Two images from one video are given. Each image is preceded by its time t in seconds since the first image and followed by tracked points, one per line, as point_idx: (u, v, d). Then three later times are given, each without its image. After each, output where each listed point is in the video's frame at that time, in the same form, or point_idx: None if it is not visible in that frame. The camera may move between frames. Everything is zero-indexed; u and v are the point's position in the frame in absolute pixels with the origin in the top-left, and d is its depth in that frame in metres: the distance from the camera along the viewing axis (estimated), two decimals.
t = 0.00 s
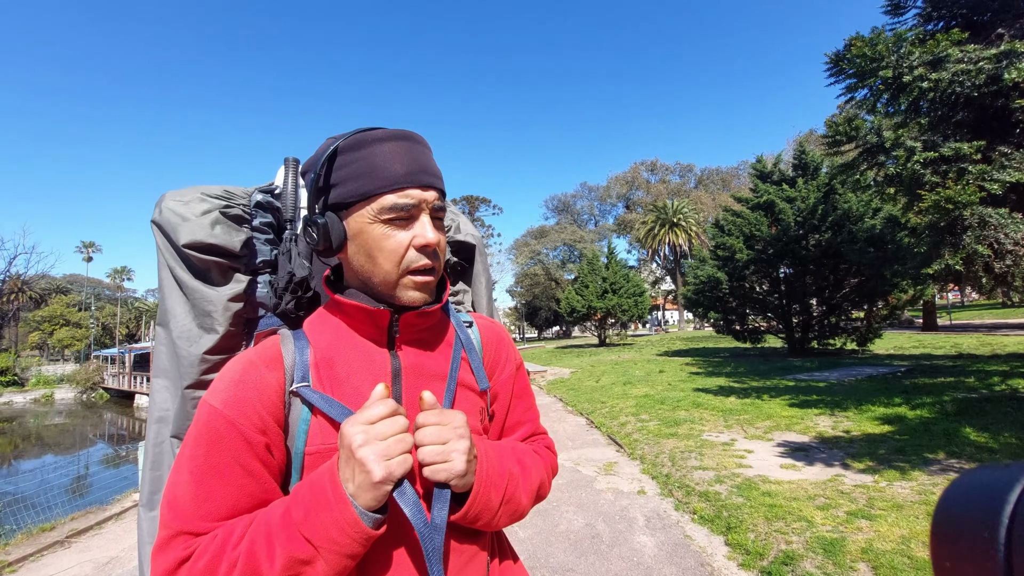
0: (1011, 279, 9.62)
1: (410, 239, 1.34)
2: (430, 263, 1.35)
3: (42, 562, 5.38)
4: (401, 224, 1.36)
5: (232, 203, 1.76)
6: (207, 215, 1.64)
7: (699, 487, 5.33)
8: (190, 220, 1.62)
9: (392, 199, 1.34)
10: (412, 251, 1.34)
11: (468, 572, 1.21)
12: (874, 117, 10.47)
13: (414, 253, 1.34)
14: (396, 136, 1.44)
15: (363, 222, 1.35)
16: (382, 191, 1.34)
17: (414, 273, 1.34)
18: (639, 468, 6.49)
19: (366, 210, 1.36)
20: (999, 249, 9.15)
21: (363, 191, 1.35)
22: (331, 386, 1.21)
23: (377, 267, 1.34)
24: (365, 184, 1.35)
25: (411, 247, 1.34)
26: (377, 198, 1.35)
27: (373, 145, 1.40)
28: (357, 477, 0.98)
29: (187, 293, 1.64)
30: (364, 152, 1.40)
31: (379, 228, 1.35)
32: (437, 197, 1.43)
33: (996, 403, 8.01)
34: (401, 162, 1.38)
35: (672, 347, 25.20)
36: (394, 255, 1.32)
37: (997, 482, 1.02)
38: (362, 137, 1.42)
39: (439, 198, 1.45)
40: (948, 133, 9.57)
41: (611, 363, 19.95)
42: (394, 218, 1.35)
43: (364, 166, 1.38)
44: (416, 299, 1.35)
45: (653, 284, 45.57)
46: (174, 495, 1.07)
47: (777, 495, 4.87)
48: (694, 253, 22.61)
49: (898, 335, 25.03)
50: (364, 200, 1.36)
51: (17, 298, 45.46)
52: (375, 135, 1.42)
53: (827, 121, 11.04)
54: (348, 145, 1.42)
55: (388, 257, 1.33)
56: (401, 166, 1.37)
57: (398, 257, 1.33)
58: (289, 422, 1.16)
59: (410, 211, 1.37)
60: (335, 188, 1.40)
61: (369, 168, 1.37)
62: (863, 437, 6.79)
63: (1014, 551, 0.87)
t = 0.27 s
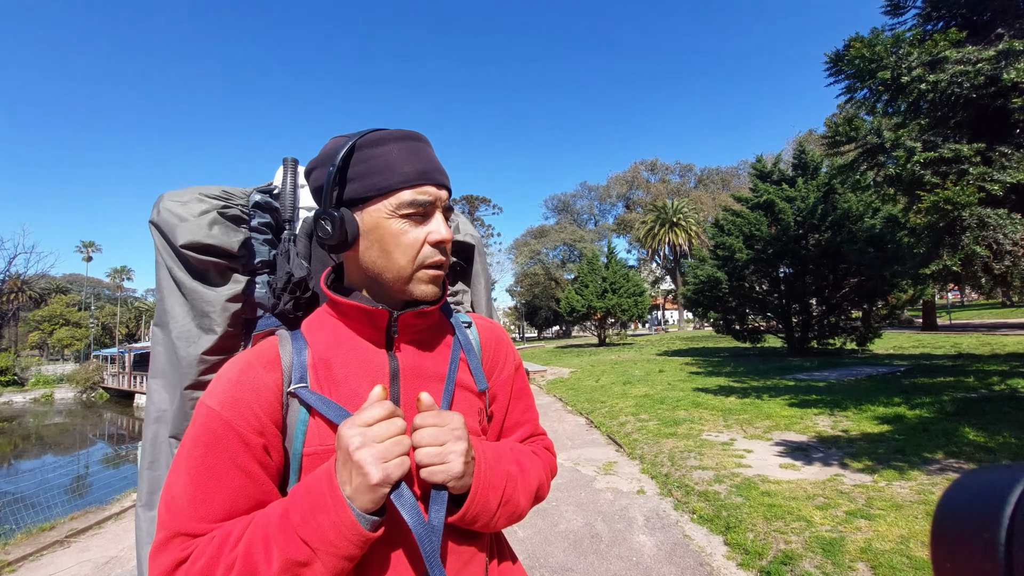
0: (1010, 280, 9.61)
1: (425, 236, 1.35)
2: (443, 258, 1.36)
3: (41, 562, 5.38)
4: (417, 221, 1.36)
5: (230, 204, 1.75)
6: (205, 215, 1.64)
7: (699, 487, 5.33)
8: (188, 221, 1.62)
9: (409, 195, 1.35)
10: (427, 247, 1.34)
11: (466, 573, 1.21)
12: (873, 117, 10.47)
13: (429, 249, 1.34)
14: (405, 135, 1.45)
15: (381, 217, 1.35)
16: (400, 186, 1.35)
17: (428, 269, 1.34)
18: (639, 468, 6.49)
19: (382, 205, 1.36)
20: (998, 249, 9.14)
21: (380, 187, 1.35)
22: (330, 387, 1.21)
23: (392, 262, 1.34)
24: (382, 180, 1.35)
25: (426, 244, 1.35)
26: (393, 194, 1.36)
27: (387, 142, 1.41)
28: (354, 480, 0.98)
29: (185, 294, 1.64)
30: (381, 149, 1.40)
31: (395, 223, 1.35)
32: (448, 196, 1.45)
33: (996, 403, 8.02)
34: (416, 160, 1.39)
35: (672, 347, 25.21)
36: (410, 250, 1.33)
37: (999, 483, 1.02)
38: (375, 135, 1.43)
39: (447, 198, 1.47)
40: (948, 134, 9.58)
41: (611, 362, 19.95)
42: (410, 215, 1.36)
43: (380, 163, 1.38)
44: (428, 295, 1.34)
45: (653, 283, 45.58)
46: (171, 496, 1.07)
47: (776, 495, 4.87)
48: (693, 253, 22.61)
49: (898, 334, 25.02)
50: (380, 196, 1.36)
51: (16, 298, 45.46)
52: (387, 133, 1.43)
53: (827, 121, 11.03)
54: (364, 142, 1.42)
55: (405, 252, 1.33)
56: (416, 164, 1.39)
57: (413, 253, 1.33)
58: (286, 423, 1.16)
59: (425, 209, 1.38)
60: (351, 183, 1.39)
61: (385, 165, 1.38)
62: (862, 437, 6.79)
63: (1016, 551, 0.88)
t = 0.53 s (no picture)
0: (1010, 280, 9.60)
1: (430, 235, 1.35)
2: (446, 258, 1.37)
3: (41, 562, 5.38)
4: (420, 220, 1.36)
5: (228, 204, 1.75)
6: (202, 215, 1.63)
7: (698, 488, 5.32)
8: (185, 221, 1.61)
9: (414, 194, 1.35)
10: (431, 246, 1.35)
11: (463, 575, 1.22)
12: (873, 118, 10.47)
13: (432, 248, 1.35)
14: (409, 136, 1.46)
15: (385, 215, 1.35)
16: (406, 185, 1.35)
17: (431, 268, 1.35)
18: (638, 468, 6.49)
19: (387, 203, 1.36)
20: (998, 249, 9.12)
21: (386, 185, 1.35)
22: (327, 388, 1.21)
23: (395, 262, 1.33)
24: (388, 178, 1.36)
25: (430, 243, 1.35)
26: (398, 193, 1.36)
27: (391, 142, 1.41)
28: (350, 482, 0.98)
29: (181, 294, 1.64)
30: (388, 148, 1.40)
31: (399, 222, 1.35)
32: (451, 197, 1.47)
33: (995, 403, 8.01)
34: (422, 160, 1.40)
35: (672, 347, 25.21)
36: (414, 249, 1.33)
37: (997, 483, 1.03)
38: (380, 135, 1.43)
39: (449, 200, 1.48)
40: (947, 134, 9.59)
41: (611, 363, 19.95)
42: (415, 214, 1.36)
43: (385, 162, 1.38)
44: (429, 295, 1.34)
45: (653, 283, 45.57)
46: (166, 498, 1.07)
47: (776, 495, 4.86)
48: (693, 253, 22.61)
49: (898, 334, 25.02)
50: (385, 194, 1.36)
51: (16, 298, 45.47)
52: (392, 134, 1.44)
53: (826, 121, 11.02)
54: (371, 141, 1.42)
55: (409, 250, 1.33)
56: (422, 163, 1.39)
57: (417, 252, 1.33)
58: (283, 425, 1.16)
59: (430, 209, 1.38)
60: (356, 181, 1.39)
61: (391, 164, 1.38)
62: (862, 437, 6.79)
63: (1015, 551, 0.88)
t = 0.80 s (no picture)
0: (1009, 280, 9.60)
1: (428, 236, 1.36)
2: (444, 258, 1.37)
3: (40, 562, 5.38)
4: (417, 220, 1.36)
5: (226, 204, 1.75)
6: (200, 215, 1.63)
7: (698, 488, 5.33)
8: (183, 221, 1.62)
9: (412, 195, 1.36)
10: (429, 246, 1.35)
11: None
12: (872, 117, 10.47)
13: (430, 248, 1.35)
14: (406, 137, 1.46)
15: (381, 216, 1.35)
16: (402, 186, 1.35)
17: (429, 269, 1.35)
18: (638, 468, 6.49)
19: (384, 204, 1.35)
20: (997, 249, 9.11)
21: (382, 186, 1.35)
22: (323, 391, 1.22)
23: (393, 263, 1.34)
24: (385, 179, 1.36)
25: (428, 243, 1.35)
26: (395, 194, 1.36)
27: (388, 143, 1.41)
28: (348, 484, 0.98)
29: (179, 294, 1.64)
30: (383, 149, 1.41)
31: (396, 223, 1.35)
32: (447, 196, 1.47)
33: (995, 403, 8.01)
34: (417, 161, 1.40)
35: (672, 347, 25.22)
36: (411, 249, 1.34)
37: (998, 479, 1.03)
38: (376, 136, 1.43)
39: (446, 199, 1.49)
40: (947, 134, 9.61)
41: (611, 363, 19.96)
42: (411, 214, 1.36)
43: (381, 163, 1.38)
44: (427, 296, 1.35)
45: (653, 283, 45.56)
46: (162, 499, 1.07)
47: (775, 496, 4.86)
48: (694, 253, 22.60)
49: (898, 334, 25.02)
50: (382, 195, 1.36)
51: (16, 298, 45.43)
52: (388, 134, 1.44)
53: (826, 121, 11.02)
54: (367, 141, 1.42)
55: (406, 251, 1.34)
56: (417, 164, 1.39)
57: (415, 252, 1.34)
58: (280, 426, 1.16)
59: (427, 209, 1.38)
60: (352, 181, 1.39)
61: (386, 165, 1.38)
62: (861, 437, 6.79)
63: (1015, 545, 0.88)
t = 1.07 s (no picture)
0: (1009, 280, 9.61)
1: (418, 234, 1.36)
2: (436, 257, 1.37)
3: (41, 561, 5.39)
4: (406, 220, 1.36)
5: (228, 204, 1.76)
6: (202, 216, 1.64)
7: (697, 488, 5.33)
8: (186, 222, 1.63)
9: (399, 193, 1.36)
10: (418, 246, 1.35)
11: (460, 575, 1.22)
12: (872, 117, 10.47)
13: (420, 247, 1.35)
14: (397, 136, 1.47)
15: (370, 216, 1.36)
16: (389, 185, 1.36)
17: (420, 268, 1.35)
18: (638, 469, 6.50)
19: (372, 204, 1.37)
20: (997, 249, 9.12)
21: (369, 187, 1.36)
22: (322, 390, 1.22)
23: (383, 263, 1.34)
24: (372, 179, 1.37)
25: (417, 242, 1.35)
26: (383, 193, 1.37)
27: (376, 142, 1.42)
28: (346, 483, 0.99)
29: (181, 294, 1.65)
30: (370, 149, 1.42)
31: (385, 223, 1.35)
32: (440, 194, 1.46)
33: (995, 404, 8.02)
34: (403, 160, 1.40)
35: (673, 347, 25.23)
36: (399, 248, 1.33)
37: (998, 480, 1.04)
38: (365, 136, 1.45)
39: (440, 197, 1.48)
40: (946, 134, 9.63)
41: (611, 363, 19.98)
42: (400, 214, 1.36)
43: (370, 162, 1.39)
44: (420, 296, 1.34)
45: (654, 284, 45.58)
46: (164, 497, 1.08)
47: (775, 496, 4.87)
48: (694, 253, 22.61)
49: (898, 335, 25.02)
50: (370, 196, 1.37)
51: (17, 298, 45.45)
52: (377, 134, 1.45)
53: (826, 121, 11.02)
54: (353, 143, 1.44)
55: (394, 250, 1.33)
56: (404, 163, 1.39)
57: (404, 251, 1.34)
58: (281, 425, 1.17)
59: (417, 208, 1.38)
60: (339, 184, 1.42)
61: (372, 166, 1.39)
62: (861, 437, 6.80)
63: (1014, 547, 0.88)
